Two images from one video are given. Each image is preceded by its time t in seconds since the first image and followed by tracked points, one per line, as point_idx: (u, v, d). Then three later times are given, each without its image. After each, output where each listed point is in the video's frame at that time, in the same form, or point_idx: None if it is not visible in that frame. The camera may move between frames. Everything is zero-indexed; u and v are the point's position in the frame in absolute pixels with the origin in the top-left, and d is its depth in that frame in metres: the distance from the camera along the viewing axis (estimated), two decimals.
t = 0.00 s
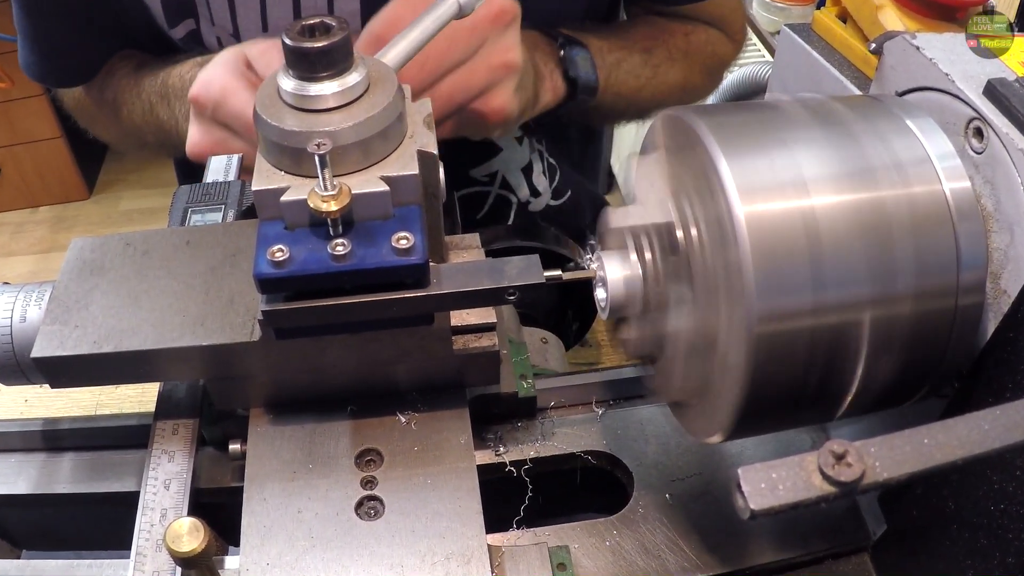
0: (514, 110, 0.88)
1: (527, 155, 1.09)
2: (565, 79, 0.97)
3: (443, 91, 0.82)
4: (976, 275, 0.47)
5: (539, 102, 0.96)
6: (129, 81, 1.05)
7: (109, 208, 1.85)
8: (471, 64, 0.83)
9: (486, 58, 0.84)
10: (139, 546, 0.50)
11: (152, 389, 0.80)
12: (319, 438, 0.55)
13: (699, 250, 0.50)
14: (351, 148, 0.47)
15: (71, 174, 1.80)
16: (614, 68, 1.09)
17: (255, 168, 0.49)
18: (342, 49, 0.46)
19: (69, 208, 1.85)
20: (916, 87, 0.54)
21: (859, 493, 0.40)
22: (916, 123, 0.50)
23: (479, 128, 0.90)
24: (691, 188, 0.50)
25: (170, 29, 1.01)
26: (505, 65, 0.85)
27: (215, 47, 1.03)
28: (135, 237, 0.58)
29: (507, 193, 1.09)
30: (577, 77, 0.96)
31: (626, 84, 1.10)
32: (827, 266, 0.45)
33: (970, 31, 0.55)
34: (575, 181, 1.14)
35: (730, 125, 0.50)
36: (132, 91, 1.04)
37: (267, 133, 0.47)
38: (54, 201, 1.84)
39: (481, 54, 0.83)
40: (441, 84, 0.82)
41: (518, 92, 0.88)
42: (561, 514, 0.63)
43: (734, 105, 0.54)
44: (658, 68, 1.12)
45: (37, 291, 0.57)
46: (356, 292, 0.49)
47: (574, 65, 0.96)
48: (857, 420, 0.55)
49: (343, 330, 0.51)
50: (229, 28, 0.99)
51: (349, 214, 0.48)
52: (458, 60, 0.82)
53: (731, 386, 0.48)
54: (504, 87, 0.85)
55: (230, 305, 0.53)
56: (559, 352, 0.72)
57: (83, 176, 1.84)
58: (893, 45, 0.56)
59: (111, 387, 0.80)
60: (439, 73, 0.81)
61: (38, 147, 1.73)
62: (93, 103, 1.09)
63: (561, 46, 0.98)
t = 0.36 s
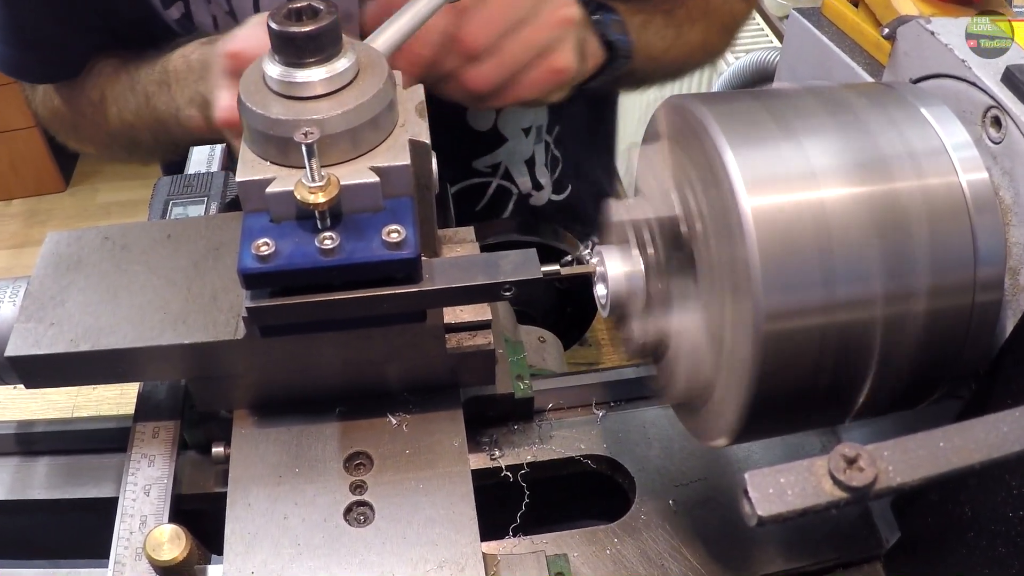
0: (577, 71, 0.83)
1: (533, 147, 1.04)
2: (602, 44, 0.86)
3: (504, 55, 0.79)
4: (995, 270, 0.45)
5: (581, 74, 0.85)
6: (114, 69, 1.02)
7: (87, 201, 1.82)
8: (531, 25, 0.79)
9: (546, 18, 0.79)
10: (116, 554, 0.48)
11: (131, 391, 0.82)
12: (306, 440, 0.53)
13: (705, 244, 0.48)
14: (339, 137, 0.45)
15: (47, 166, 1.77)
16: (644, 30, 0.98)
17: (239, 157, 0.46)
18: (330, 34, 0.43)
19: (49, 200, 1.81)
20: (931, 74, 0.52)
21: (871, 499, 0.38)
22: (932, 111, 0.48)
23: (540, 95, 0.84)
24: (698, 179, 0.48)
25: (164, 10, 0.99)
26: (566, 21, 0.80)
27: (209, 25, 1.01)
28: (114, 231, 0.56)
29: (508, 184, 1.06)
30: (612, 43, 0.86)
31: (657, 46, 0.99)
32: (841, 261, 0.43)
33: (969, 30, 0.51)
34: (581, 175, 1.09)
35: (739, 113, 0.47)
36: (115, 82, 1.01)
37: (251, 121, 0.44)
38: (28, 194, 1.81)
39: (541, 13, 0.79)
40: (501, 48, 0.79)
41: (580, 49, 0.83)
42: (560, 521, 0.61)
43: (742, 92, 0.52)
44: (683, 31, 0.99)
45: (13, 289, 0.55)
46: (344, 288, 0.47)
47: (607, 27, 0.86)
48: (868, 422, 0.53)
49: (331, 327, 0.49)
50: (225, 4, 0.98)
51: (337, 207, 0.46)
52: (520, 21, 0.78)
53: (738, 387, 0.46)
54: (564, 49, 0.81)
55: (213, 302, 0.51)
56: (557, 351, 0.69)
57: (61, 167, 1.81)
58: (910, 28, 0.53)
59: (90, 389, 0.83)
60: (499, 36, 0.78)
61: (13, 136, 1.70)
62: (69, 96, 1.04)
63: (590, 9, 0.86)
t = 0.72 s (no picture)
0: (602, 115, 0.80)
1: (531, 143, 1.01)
2: (626, 55, 0.86)
3: (539, 113, 0.74)
4: (998, 269, 0.45)
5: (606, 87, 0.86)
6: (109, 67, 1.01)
7: (83, 201, 1.81)
8: (561, 80, 0.74)
9: (574, 69, 0.74)
10: (113, 556, 0.48)
11: (127, 392, 0.83)
12: (304, 440, 0.53)
13: (706, 243, 0.47)
14: (337, 135, 0.44)
15: (43, 163, 1.77)
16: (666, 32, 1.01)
17: (237, 155, 0.46)
18: (329, 30, 0.43)
19: (44, 201, 1.81)
20: (933, 72, 0.52)
21: (874, 499, 0.37)
22: (934, 109, 0.47)
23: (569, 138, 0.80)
24: (698, 178, 0.48)
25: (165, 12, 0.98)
26: (594, 72, 0.75)
27: (210, 29, 1.02)
28: (110, 231, 0.55)
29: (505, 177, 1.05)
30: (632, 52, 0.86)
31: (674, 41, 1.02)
32: (842, 261, 0.42)
33: (970, 30, 0.51)
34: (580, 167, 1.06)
35: (740, 112, 0.47)
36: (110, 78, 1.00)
37: (249, 119, 0.44)
38: (22, 194, 1.80)
39: (569, 66, 0.74)
40: (535, 106, 0.74)
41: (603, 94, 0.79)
42: (563, 521, 0.61)
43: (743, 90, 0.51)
44: (697, 14, 1.03)
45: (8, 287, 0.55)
46: (343, 287, 0.46)
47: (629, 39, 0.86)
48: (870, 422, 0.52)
49: (329, 326, 0.48)
50: (227, 7, 0.99)
51: (336, 205, 0.46)
52: (550, 79, 0.73)
53: (738, 387, 0.45)
54: (593, 98, 0.77)
55: (210, 301, 0.50)
56: (557, 351, 0.69)
57: (56, 167, 1.81)
58: (912, 25, 0.53)
59: (86, 389, 0.82)
60: (533, 98, 0.73)
61: (7, 135, 1.70)
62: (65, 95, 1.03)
63: (613, 22, 0.87)
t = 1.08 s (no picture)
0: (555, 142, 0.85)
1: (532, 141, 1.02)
2: (599, 76, 0.91)
3: (489, 139, 0.78)
4: (997, 270, 0.45)
5: (576, 105, 0.90)
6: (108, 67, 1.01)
7: (83, 201, 1.81)
8: (510, 109, 0.79)
9: (522, 100, 0.80)
10: (113, 556, 0.47)
11: (127, 391, 0.82)
12: (303, 440, 0.53)
13: (705, 243, 0.47)
14: (337, 136, 0.44)
15: (43, 162, 1.77)
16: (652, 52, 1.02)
17: (237, 155, 0.46)
18: (329, 30, 0.43)
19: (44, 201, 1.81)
20: (933, 72, 0.52)
21: (874, 499, 0.37)
22: (934, 109, 0.47)
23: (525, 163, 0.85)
24: (698, 179, 0.48)
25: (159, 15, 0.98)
26: (545, 101, 0.81)
27: (206, 32, 1.00)
28: (110, 231, 0.55)
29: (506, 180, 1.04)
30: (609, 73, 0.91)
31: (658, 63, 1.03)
32: (841, 261, 0.42)
33: (970, 30, 0.51)
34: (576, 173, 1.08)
35: (739, 113, 0.47)
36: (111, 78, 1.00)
37: (249, 119, 0.44)
38: (22, 194, 1.80)
39: (517, 97, 0.80)
40: (486, 133, 0.78)
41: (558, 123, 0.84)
42: (563, 521, 0.61)
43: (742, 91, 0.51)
44: (686, 36, 1.04)
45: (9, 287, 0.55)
46: (343, 287, 0.46)
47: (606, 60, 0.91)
48: (870, 422, 0.52)
49: (329, 326, 0.48)
50: (225, 10, 0.97)
51: (336, 205, 0.46)
52: (498, 110, 0.78)
53: (738, 388, 0.45)
54: (544, 127, 0.82)
55: (210, 300, 0.50)
56: (557, 351, 0.69)
57: (56, 167, 1.81)
58: (912, 26, 0.53)
59: (86, 390, 0.82)
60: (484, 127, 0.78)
61: (7, 135, 1.70)
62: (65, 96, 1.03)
63: (590, 43, 0.93)
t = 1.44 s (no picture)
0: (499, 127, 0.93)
1: (524, 139, 1.04)
2: (560, 77, 1.00)
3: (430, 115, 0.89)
4: (997, 270, 0.45)
5: (531, 99, 0.98)
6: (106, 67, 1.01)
7: (83, 201, 1.81)
8: (451, 88, 0.88)
9: (463, 80, 0.88)
10: (113, 557, 0.47)
11: (127, 391, 0.82)
12: (303, 440, 0.53)
13: (705, 243, 0.47)
14: (337, 136, 0.44)
15: (43, 162, 1.77)
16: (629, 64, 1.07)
17: (237, 155, 0.46)
18: (328, 29, 0.43)
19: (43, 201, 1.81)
20: (934, 72, 0.52)
21: (874, 499, 0.37)
22: (935, 109, 0.47)
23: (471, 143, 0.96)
24: (697, 179, 0.48)
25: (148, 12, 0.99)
26: (485, 85, 0.88)
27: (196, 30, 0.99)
28: (110, 230, 0.55)
29: (503, 180, 1.05)
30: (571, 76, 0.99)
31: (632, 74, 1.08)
32: (841, 261, 0.42)
33: (970, 30, 0.51)
34: (572, 171, 1.07)
35: (738, 113, 0.47)
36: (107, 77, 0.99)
37: (249, 119, 0.44)
38: (22, 194, 1.80)
39: (458, 77, 0.88)
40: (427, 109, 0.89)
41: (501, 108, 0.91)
42: (563, 521, 0.61)
43: (741, 90, 0.51)
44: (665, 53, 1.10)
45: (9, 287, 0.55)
46: (343, 287, 0.46)
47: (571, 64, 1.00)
48: (870, 422, 0.52)
49: (329, 326, 0.48)
50: (217, 9, 0.96)
51: (336, 204, 0.46)
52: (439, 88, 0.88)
53: (739, 388, 0.45)
54: (486, 107, 0.89)
55: (210, 299, 0.50)
56: (558, 351, 0.69)
57: (56, 167, 1.80)
58: (911, 26, 0.53)
59: (86, 390, 0.82)
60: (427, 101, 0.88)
61: (7, 136, 1.70)
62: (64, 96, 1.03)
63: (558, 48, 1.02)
